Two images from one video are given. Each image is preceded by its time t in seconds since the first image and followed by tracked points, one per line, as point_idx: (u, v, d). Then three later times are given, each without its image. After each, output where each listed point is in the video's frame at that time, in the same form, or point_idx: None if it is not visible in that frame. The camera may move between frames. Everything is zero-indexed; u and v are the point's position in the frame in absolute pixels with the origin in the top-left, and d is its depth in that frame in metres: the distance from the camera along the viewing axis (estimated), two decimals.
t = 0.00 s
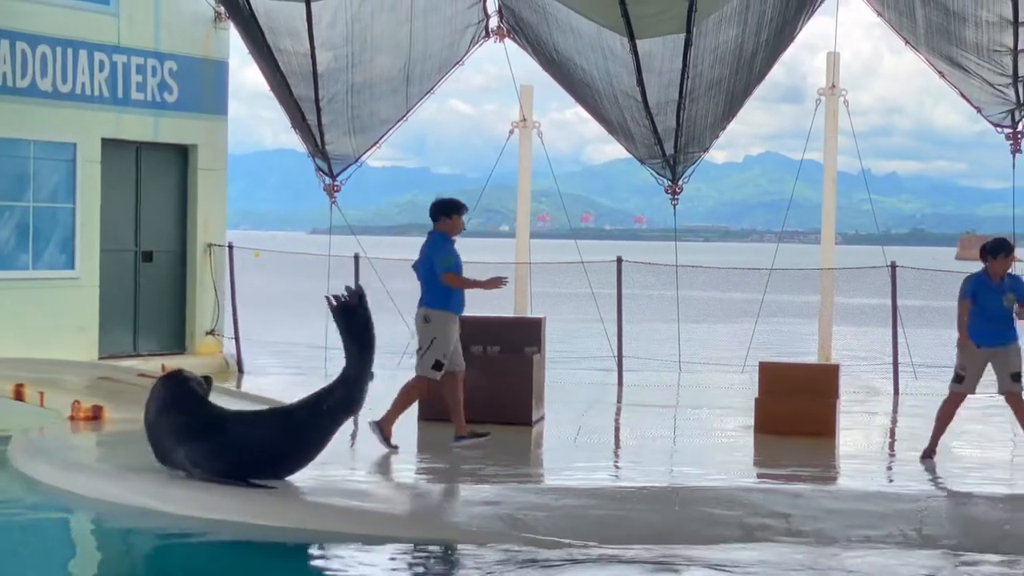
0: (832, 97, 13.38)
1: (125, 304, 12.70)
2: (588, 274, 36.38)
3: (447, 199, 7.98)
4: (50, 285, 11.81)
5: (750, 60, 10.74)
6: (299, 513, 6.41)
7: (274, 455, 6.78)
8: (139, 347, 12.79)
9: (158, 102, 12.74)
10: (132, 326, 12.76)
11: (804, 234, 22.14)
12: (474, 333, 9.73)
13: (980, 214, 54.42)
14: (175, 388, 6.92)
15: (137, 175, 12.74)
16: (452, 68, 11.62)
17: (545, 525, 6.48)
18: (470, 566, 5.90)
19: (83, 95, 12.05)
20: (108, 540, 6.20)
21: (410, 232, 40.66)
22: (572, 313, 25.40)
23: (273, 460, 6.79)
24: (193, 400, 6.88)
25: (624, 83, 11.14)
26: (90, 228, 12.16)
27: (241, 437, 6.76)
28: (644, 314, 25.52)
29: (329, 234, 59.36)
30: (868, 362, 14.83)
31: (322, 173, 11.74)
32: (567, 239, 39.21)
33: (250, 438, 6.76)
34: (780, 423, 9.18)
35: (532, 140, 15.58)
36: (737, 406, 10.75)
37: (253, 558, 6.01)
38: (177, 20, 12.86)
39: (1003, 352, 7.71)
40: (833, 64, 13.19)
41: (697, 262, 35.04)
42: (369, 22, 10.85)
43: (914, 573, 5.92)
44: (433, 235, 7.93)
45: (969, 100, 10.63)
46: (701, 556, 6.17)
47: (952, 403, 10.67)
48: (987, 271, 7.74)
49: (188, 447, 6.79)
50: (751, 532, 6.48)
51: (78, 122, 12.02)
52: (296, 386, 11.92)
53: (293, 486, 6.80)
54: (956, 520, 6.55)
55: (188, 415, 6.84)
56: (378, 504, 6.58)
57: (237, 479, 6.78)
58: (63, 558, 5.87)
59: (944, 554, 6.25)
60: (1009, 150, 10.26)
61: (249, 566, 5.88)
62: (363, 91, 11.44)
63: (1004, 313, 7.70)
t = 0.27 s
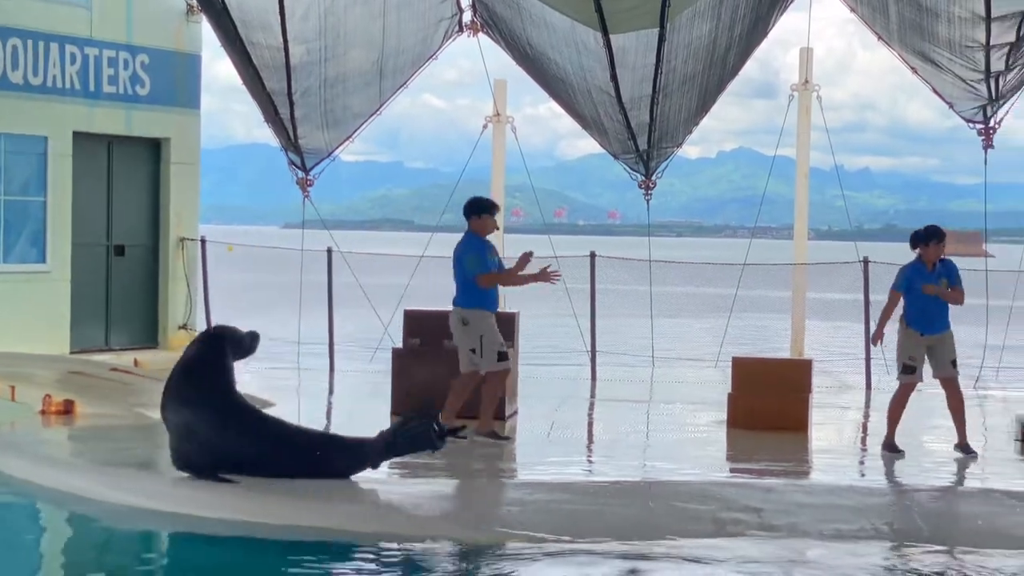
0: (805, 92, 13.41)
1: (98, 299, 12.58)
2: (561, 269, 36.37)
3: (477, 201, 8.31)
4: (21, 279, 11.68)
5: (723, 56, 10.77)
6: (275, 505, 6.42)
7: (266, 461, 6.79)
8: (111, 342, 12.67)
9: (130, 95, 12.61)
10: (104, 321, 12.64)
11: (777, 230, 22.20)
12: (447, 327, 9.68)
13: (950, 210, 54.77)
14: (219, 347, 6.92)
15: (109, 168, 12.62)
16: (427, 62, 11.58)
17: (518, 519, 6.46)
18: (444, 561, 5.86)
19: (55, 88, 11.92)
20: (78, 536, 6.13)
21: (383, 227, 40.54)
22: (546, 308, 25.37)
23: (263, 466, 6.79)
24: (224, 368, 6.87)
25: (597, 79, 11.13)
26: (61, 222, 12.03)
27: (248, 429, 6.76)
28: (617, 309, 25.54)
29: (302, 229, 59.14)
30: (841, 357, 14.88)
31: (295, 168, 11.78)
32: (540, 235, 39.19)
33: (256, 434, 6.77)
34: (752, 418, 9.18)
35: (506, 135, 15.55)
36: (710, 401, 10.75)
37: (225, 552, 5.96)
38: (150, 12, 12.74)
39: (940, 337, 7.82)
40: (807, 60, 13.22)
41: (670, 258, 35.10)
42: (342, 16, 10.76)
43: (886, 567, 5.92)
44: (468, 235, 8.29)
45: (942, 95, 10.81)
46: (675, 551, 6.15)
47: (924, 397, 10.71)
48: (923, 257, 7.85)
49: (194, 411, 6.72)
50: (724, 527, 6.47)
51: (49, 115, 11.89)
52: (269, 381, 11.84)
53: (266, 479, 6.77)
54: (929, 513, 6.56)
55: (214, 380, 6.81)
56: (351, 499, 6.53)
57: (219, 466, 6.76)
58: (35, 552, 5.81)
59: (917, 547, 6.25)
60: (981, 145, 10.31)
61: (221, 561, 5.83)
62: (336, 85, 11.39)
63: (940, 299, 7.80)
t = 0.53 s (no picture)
0: (773, 83, 13.46)
1: (64, 289, 12.48)
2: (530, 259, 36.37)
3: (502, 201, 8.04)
4: None
5: (691, 48, 10.81)
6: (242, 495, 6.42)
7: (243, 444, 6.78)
8: (77, 332, 12.58)
9: (96, 84, 12.49)
10: (71, 311, 12.55)
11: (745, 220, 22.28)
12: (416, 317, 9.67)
13: (916, 200, 55.14)
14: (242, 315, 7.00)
15: (75, 157, 12.51)
16: (395, 52, 11.53)
17: (486, 510, 6.45)
18: (412, 553, 5.86)
19: (20, 77, 11.79)
20: (45, 526, 6.10)
21: (351, 217, 40.39)
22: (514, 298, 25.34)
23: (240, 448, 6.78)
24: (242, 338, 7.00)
25: (566, 69, 11.13)
26: (28, 212, 11.91)
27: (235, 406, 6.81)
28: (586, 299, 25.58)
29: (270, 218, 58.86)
30: (807, 347, 14.97)
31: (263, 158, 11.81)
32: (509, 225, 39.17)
33: (241, 415, 6.80)
34: (720, 408, 9.23)
35: (475, 125, 15.52)
36: (679, 391, 10.80)
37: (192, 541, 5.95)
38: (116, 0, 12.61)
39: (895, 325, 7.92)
40: (775, 51, 13.26)
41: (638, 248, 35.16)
42: (311, 6, 10.69)
43: (852, 556, 5.98)
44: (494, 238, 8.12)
45: (908, 86, 10.87)
46: (643, 540, 6.18)
47: (890, 387, 10.80)
48: (869, 245, 7.94)
49: (194, 376, 6.85)
50: (692, 516, 6.51)
51: (14, 104, 11.76)
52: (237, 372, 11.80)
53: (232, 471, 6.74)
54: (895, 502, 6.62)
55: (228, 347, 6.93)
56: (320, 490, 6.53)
57: (202, 433, 6.85)
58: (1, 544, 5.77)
59: (883, 537, 6.32)
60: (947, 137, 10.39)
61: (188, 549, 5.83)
62: (305, 74, 11.32)
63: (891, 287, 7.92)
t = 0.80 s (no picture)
0: (737, 71, 13.47)
1: (25, 277, 12.33)
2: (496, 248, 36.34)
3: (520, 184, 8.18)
4: None
5: (656, 35, 10.78)
6: (204, 483, 6.36)
7: (220, 432, 6.71)
8: (39, 320, 12.44)
9: (57, 70, 12.30)
10: (32, 300, 12.40)
11: (710, 208, 22.33)
12: (380, 305, 9.60)
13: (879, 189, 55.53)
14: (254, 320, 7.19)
15: (35, 144, 12.33)
16: (359, 39, 11.42)
17: (450, 498, 6.42)
18: (376, 541, 5.82)
19: None
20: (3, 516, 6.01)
21: (315, 205, 40.18)
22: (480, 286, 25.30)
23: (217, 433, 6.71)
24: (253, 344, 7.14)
25: (531, 57, 11.08)
26: None
27: (221, 395, 6.81)
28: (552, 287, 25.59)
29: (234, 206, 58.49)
30: (772, 334, 15.03)
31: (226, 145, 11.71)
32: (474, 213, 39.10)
33: (225, 404, 6.77)
34: (685, 395, 9.24)
35: (440, 112, 15.45)
36: (645, 378, 10.81)
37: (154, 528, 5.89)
38: None
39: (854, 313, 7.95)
40: (739, 40, 13.27)
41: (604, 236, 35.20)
42: None
43: (815, 542, 5.99)
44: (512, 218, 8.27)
45: (871, 74, 10.89)
46: (607, 527, 6.17)
47: (854, 374, 10.85)
48: (829, 229, 7.98)
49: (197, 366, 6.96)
50: (657, 503, 6.51)
51: None
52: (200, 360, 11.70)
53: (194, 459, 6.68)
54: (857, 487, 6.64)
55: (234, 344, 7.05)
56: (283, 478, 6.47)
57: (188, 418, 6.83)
58: None
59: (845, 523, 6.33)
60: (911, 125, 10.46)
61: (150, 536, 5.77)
62: (268, 61, 11.20)
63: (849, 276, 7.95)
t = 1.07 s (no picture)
0: (703, 57, 13.47)
1: None
2: (462, 234, 36.27)
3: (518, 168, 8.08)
4: None
5: (622, 21, 10.73)
6: (168, 474, 6.29)
7: (194, 400, 6.88)
8: None
9: (18, 55, 12.09)
10: None
11: (677, 195, 22.36)
12: (346, 290, 9.50)
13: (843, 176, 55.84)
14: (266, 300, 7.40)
15: None
16: (323, 24, 11.31)
17: (415, 484, 6.38)
18: (342, 528, 5.78)
19: None
20: None
21: (281, 191, 39.94)
22: (446, 272, 25.23)
23: (188, 410, 6.87)
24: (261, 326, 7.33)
25: (496, 42, 11.01)
26: None
27: (206, 367, 7.02)
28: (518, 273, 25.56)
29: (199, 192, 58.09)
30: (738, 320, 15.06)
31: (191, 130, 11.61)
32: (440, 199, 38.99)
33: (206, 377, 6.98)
34: (650, 381, 9.24)
35: (406, 98, 15.36)
36: (611, 363, 10.80)
37: (118, 517, 5.82)
38: None
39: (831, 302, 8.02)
40: (704, 26, 13.27)
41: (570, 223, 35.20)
42: None
43: (779, 526, 5.99)
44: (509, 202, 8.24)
45: (836, 60, 10.89)
46: (572, 512, 6.15)
47: (819, 359, 10.88)
48: (816, 220, 7.97)
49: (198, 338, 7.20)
50: (623, 488, 6.49)
51: None
52: (163, 347, 11.58)
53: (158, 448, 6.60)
54: (819, 469, 6.66)
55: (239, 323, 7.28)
56: (245, 465, 6.40)
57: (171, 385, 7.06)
58: None
59: (809, 508, 6.34)
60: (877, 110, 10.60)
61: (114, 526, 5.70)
62: (233, 46, 11.10)
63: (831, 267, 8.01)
